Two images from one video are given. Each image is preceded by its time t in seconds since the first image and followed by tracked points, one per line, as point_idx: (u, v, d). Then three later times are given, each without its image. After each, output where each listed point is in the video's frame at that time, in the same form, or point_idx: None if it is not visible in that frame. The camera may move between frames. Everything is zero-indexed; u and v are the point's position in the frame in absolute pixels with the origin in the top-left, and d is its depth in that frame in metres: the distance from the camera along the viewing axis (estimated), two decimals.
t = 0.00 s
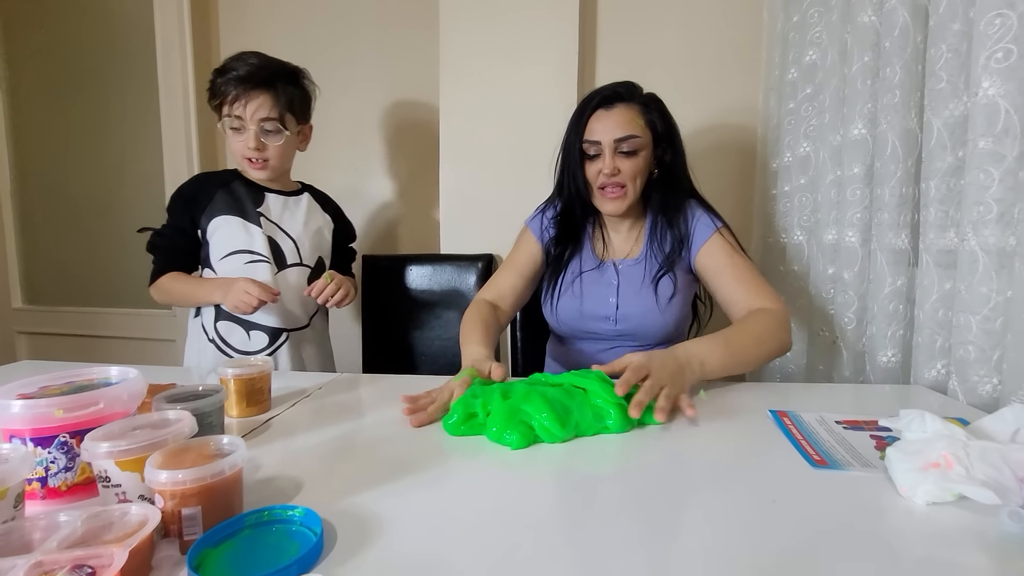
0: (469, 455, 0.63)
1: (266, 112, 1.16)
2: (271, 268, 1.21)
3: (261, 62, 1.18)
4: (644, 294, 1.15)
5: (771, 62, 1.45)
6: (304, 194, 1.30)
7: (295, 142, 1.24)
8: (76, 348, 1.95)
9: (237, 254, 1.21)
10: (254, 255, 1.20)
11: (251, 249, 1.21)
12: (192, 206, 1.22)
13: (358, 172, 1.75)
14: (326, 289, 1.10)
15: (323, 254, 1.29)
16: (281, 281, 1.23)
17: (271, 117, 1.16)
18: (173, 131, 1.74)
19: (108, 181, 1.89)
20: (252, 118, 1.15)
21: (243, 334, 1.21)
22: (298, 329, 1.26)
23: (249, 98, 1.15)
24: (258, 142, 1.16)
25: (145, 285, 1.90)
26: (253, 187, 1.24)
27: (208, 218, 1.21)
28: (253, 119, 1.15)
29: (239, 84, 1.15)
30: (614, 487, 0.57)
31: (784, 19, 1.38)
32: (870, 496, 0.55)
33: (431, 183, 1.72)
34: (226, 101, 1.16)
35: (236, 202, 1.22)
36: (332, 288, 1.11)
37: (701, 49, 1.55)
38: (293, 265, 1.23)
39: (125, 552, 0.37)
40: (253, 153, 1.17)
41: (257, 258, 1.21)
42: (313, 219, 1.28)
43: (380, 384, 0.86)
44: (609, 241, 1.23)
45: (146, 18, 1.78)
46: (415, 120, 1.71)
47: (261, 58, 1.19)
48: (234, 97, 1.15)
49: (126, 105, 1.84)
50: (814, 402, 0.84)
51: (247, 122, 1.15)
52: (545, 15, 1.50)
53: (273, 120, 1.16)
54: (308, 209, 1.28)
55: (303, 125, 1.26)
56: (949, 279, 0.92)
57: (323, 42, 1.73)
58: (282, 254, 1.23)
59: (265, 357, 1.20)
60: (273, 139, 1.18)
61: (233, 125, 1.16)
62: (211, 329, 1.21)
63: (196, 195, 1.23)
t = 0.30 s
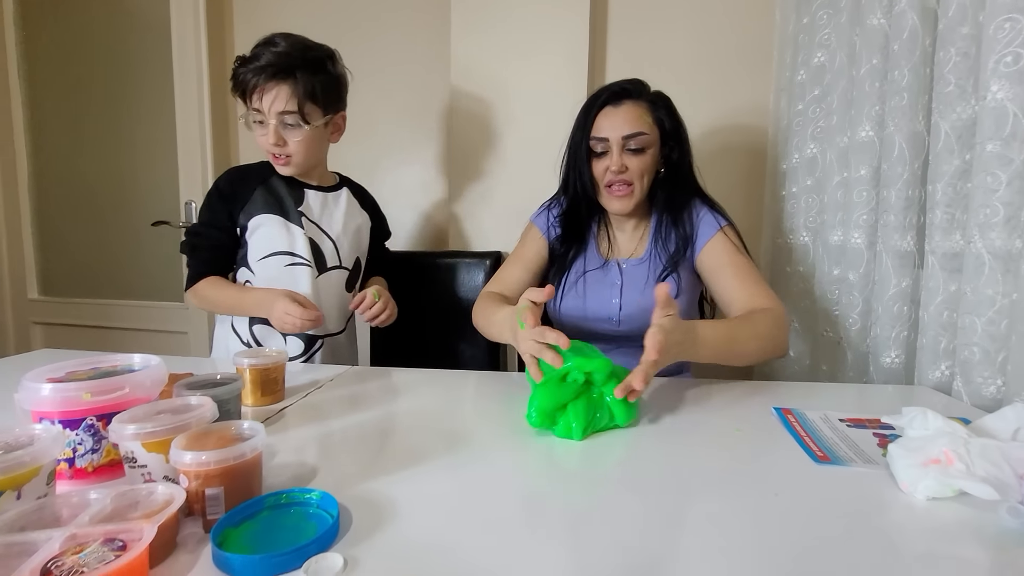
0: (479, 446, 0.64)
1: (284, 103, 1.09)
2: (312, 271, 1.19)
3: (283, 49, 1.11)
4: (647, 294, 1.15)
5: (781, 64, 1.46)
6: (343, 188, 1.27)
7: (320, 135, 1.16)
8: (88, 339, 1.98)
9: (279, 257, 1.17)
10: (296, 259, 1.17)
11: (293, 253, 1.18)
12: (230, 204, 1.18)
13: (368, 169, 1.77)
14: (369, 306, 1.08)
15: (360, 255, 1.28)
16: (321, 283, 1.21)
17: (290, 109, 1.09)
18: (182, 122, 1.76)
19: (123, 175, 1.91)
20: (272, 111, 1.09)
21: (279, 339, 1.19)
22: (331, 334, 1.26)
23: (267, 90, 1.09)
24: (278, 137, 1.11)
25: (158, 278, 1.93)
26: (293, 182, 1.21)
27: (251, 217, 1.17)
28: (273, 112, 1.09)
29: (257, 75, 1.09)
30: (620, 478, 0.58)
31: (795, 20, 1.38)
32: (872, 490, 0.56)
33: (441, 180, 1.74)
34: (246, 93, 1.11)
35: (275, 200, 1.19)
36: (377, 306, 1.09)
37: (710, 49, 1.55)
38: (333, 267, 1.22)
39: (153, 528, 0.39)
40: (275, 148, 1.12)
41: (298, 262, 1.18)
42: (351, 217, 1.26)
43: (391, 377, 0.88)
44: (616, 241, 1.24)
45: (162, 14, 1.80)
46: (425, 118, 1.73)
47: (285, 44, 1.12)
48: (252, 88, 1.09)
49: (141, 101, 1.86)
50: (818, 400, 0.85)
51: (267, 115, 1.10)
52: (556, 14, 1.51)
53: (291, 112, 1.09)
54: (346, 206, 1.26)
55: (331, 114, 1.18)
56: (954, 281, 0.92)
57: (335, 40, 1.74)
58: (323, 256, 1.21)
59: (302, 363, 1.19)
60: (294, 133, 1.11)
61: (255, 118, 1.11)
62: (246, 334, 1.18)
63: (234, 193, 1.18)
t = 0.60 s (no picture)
0: (484, 445, 0.65)
1: (266, 114, 1.00)
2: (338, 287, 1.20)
3: (260, 48, 1.00)
4: (655, 302, 1.16)
5: (788, 66, 1.46)
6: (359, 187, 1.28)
7: (312, 141, 1.08)
8: (100, 338, 2.00)
9: (305, 274, 1.18)
10: (321, 276, 1.17)
11: (319, 271, 1.18)
12: (255, 223, 1.14)
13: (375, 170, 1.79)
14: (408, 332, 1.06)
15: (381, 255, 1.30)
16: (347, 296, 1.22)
17: (273, 121, 1.01)
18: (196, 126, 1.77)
19: (134, 176, 1.93)
20: (254, 124, 1.01)
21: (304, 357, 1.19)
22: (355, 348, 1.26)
23: (244, 102, 0.99)
24: (266, 151, 1.04)
25: (168, 277, 1.95)
26: (308, 194, 1.20)
27: (279, 234, 1.16)
28: (255, 125, 1.00)
29: (231, 85, 0.99)
30: (622, 479, 0.59)
31: (801, 22, 1.39)
32: (869, 493, 0.57)
33: (447, 181, 1.75)
34: (225, 104, 1.02)
35: (297, 215, 1.18)
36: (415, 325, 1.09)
37: (716, 51, 1.56)
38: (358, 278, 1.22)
39: (170, 524, 0.41)
40: (266, 161, 1.06)
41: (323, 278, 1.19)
42: (368, 216, 1.27)
43: (398, 377, 0.89)
44: (626, 248, 1.25)
45: (173, 16, 1.82)
46: (432, 119, 1.74)
47: (262, 42, 1.01)
48: (229, 98, 0.99)
49: (152, 101, 1.89)
50: (820, 403, 0.86)
51: (250, 129, 1.02)
52: (563, 16, 1.52)
53: (273, 126, 1.00)
54: (364, 207, 1.26)
55: (323, 115, 1.09)
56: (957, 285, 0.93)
57: (343, 41, 1.76)
58: (347, 269, 1.21)
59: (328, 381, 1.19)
60: (282, 146, 1.04)
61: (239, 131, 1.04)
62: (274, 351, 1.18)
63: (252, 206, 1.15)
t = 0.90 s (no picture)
0: (487, 448, 0.66)
1: (247, 132, 1.01)
2: (349, 297, 1.22)
3: (231, 63, 0.99)
4: (664, 302, 1.17)
5: (793, 66, 1.45)
6: (362, 187, 1.29)
7: (298, 152, 1.09)
8: (110, 338, 2.03)
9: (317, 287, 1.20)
10: (332, 286, 1.19)
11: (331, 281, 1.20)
12: (274, 237, 1.14)
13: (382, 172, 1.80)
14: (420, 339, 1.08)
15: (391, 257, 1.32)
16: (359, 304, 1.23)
17: (256, 139, 1.01)
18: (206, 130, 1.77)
19: (142, 178, 1.95)
20: (238, 143, 1.02)
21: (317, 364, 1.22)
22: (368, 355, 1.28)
23: (225, 123, 1.00)
24: (257, 170, 1.06)
25: (176, 278, 1.97)
26: (315, 203, 1.21)
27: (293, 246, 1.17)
28: (240, 146, 1.02)
29: (207, 108, 0.99)
30: (623, 483, 0.60)
31: (806, 23, 1.38)
32: (871, 498, 0.57)
33: (452, 182, 1.75)
34: (206, 127, 1.03)
35: (307, 225, 1.19)
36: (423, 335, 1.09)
37: (720, 52, 1.55)
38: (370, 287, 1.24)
39: (175, 526, 0.42)
40: (258, 179, 1.08)
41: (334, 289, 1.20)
42: (377, 217, 1.29)
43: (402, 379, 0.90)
44: (634, 247, 1.24)
45: (180, 18, 1.83)
46: (437, 120, 1.75)
47: (232, 57, 1.00)
48: (208, 119, 1.00)
49: (159, 103, 1.90)
50: (824, 407, 0.85)
51: (236, 150, 1.03)
52: (568, 17, 1.52)
53: (256, 146, 1.02)
54: (371, 208, 1.28)
55: (304, 124, 1.09)
56: (963, 288, 0.92)
57: (347, 42, 1.77)
58: (360, 279, 1.23)
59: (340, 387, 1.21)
60: (270, 163, 1.05)
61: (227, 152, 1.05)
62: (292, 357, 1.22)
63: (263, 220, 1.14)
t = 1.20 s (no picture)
0: (492, 446, 0.66)
1: (265, 128, 1.02)
2: (346, 289, 1.23)
3: (251, 64, 1.02)
4: (671, 295, 1.16)
5: (800, 65, 1.45)
6: (370, 188, 1.29)
7: (312, 148, 1.11)
8: (119, 337, 2.04)
9: (311, 278, 1.22)
10: (327, 278, 1.21)
11: (324, 272, 1.22)
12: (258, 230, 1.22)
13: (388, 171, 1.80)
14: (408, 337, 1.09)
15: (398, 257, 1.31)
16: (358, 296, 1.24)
17: (272, 134, 1.03)
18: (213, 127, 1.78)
19: (150, 178, 1.97)
20: (256, 139, 1.03)
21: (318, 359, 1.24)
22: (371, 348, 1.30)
23: (245, 119, 1.02)
24: (273, 164, 1.06)
25: (185, 277, 1.98)
26: (319, 195, 1.23)
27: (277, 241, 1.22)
28: (258, 140, 1.03)
29: (228, 104, 1.01)
30: (627, 483, 0.60)
31: (812, 20, 1.37)
32: (877, 498, 0.57)
33: (458, 181, 1.76)
34: (226, 124, 1.04)
35: (303, 220, 1.22)
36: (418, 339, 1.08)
37: (726, 50, 1.55)
38: (369, 280, 1.25)
39: (185, 522, 0.42)
40: (274, 173, 1.09)
41: (329, 281, 1.22)
42: (382, 216, 1.28)
43: (408, 378, 0.90)
44: (639, 244, 1.23)
45: (187, 20, 1.85)
46: (443, 120, 1.75)
47: (252, 58, 1.02)
48: (228, 117, 1.02)
49: (166, 104, 1.91)
50: (831, 407, 0.85)
51: (254, 145, 1.04)
52: (574, 17, 1.52)
53: (275, 140, 1.03)
54: (375, 207, 1.27)
55: (319, 121, 1.10)
56: (972, 287, 0.92)
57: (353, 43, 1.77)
58: (358, 270, 1.24)
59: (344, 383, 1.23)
60: (286, 157, 1.06)
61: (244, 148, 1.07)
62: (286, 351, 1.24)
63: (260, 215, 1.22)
